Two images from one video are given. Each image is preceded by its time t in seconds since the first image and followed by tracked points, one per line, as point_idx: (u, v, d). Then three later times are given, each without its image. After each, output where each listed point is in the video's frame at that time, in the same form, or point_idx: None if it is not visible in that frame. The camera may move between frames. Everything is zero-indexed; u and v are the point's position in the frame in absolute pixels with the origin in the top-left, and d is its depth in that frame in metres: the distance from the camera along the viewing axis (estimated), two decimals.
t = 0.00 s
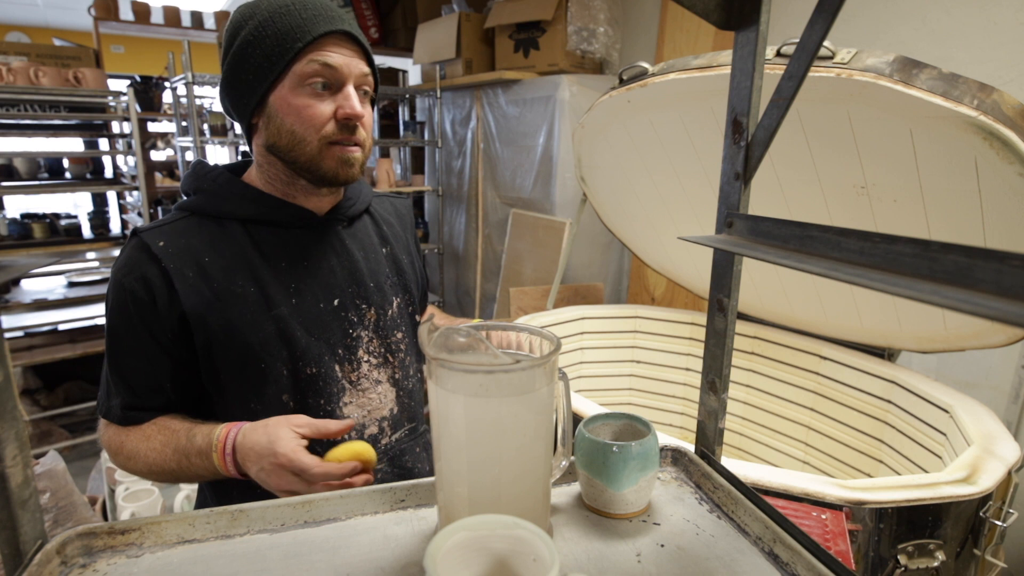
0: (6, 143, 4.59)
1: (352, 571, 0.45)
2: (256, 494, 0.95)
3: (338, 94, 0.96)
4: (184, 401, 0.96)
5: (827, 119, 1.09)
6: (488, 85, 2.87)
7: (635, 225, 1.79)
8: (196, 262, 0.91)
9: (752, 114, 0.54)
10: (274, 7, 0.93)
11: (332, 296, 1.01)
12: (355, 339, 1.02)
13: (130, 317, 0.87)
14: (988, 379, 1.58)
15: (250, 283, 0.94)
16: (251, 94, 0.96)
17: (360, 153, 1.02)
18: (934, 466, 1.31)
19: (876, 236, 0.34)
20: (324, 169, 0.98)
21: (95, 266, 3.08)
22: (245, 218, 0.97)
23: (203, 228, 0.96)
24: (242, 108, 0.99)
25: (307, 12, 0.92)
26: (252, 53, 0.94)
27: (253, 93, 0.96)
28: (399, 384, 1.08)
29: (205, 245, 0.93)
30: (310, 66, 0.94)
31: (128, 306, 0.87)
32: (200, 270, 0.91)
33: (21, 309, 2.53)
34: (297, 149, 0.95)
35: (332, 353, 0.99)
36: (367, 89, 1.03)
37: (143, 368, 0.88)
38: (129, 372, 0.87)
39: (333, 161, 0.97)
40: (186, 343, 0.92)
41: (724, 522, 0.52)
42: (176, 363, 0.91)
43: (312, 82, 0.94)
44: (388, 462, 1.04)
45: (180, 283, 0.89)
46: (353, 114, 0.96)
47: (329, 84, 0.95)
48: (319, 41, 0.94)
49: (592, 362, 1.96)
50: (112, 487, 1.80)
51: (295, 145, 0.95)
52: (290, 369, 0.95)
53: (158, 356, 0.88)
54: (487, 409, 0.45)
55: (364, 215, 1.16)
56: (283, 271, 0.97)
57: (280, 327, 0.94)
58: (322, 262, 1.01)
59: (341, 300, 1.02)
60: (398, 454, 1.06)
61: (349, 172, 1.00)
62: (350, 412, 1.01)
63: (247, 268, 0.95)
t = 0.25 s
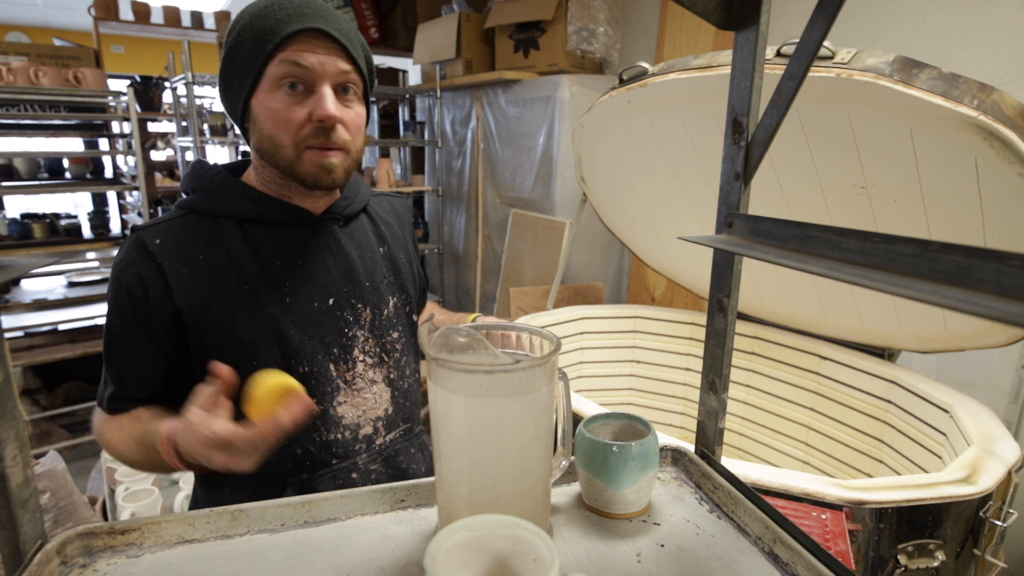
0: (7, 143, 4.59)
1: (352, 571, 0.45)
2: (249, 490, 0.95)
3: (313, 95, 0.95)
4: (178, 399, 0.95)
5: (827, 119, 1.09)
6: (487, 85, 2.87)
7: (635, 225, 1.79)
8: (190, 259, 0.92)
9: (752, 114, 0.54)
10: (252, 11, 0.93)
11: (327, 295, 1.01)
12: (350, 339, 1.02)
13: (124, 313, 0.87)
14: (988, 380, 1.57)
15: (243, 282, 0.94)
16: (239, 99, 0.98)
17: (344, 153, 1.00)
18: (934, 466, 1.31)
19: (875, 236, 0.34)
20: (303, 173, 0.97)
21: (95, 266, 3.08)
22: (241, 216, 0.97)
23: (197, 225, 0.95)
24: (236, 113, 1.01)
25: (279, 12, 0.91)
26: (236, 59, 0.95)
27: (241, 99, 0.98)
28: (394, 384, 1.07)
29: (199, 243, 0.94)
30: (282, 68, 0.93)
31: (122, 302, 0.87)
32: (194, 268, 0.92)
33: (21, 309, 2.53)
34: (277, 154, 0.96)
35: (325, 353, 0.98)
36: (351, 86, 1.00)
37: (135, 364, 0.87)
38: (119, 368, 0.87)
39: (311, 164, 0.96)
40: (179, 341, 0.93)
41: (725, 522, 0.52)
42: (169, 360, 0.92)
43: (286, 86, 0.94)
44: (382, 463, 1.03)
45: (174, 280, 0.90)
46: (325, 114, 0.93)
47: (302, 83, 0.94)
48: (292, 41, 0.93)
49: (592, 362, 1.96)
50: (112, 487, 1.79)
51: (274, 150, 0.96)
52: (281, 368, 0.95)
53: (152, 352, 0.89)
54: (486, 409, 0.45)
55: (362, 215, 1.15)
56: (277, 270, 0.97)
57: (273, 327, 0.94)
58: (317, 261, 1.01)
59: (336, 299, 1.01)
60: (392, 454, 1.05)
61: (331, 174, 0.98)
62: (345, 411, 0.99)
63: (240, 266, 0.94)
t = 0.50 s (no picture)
0: (7, 143, 4.59)
1: (352, 571, 0.45)
2: (245, 483, 0.95)
3: (305, 90, 0.95)
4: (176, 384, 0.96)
5: (827, 119, 1.09)
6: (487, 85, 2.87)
7: (635, 225, 1.79)
8: (191, 247, 0.92)
9: (752, 114, 0.54)
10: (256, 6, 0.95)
11: (326, 291, 1.00)
12: (349, 335, 1.01)
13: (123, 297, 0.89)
14: (988, 380, 1.58)
15: (243, 273, 0.94)
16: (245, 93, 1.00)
17: (337, 149, 0.99)
18: (934, 466, 1.31)
19: (875, 236, 0.34)
20: (294, 167, 0.96)
21: (95, 266, 3.07)
22: (244, 207, 0.97)
23: (200, 213, 0.96)
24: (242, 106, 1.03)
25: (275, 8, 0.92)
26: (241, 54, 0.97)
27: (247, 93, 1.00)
28: (391, 381, 1.07)
29: (200, 232, 0.94)
30: (276, 62, 0.94)
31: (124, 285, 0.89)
32: (195, 256, 0.92)
33: (21, 309, 2.53)
34: (269, 147, 0.97)
35: (323, 348, 0.98)
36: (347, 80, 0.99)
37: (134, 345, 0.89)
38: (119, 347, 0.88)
39: (300, 156, 0.95)
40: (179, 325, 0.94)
41: (724, 522, 0.52)
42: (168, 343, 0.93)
43: (281, 80, 0.95)
44: (378, 460, 1.03)
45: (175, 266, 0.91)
46: (315, 108, 0.93)
47: (295, 77, 0.95)
48: (285, 35, 0.93)
49: (592, 362, 1.96)
50: (112, 488, 1.80)
51: (268, 144, 0.97)
52: (277, 363, 0.95)
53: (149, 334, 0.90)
54: (487, 409, 0.45)
55: (365, 210, 1.15)
56: (277, 263, 0.97)
57: (271, 320, 0.94)
58: (317, 256, 1.01)
59: (335, 294, 1.01)
60: (389, 450, 1.05)
61: (322, 169, 0.97)
62: (342, 408, 0.99)
63: (240, 258, 0.95)
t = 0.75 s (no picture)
0: (7, 143, 4.59)
1: (352, 571, 0.45)
2: (248, 483, 0.95)
3: (314, 101, 0.95)
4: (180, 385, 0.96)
5: (827, 118, 1.09)
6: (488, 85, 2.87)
7: (635, 225, 1.79)
8: (197, 247, 0.92)
9: (752, 114, 0.54)
10: (263, 12, 0.94)
11: (332, 291, 1.01)
12: (354, 334, 1.01)
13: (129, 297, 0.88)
14: (988, 380, 1.57)
15: (249, 274, 0.94)
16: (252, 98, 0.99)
17: (344, 158, 0.99)
18: (934, 466, 1.31)
19: (875, 236, 0.34)
20: (302, 175, 0.97)
21: (95, 266, 3.07)
22: (250, 208, 0.97)
23: (205, 214, 0.96)
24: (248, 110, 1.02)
25: (284, 18, 0.91)
26: (248, 60, 0.97)
27: (254, 99, 0.99)
28: (394, 380, 1.07)
29: (206, 233, 0.94)
30: (285, 72, 0.93)
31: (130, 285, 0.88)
32: (201, 256, 0.92)
33: (21, 309, 2.53)
34: (277, 155, 0.97)
35: (328, 348, 0.98)
36: (355, 90, 0.99)
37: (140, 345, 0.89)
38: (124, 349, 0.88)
39: (309, 166, 0.96)
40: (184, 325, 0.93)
41: (724, 522, 0.52)
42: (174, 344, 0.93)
43: (289, 90, 0.94)
44: (382, 459, 1.03)
45: (181, 266, 0.91)
46: (324, 121, 0.93)
47: (304, 87, 0.94)
48: (294, 45, 0.92)
49: (592, 362, 1.96)
50: (112, 488, 1.80)
51: (276, 152, 0.97)
52: (283, 362, 0.95)
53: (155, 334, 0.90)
54: (487, 409, 0.45)
55: (369, 212, 1.15)
56: (283, 264, 0.97)
57: (277, 320, 0.95)
58: (323, 256, 1.01)
59: (341, 295, 1.01)
60: (392, 449, 1.05)
61: (330, 179, 0.98)
62: (346, 407, 0.99)
63: (246, 258, 0.95)
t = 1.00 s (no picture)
0: (7, 143, 4.59)
1: (352, 571, 0.45)
2: (257, 481, 0.94)
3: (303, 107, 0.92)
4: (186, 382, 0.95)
5: (827, 119, 1.09)
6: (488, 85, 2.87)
7: (635, 225, 1.79)
8: (208, 246, 0.92)
9: (752, 114, 0.54)
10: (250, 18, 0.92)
11: (340, 289, 1.01)
12: (362, 332, 1.02)
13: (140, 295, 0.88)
14: (988, 380, 1.57)
15: (259, 272, 0.94)
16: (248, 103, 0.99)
17: (339, 160, 0.98)
18: (934, 466, 1.31)
19: (875, 236, 0.34)
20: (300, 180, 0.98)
21: (95, 266, 3.07)
22: (259, 206, 0.97)
23: (215, 214, 0.96)
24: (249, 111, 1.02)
25: (268, 24, 0.89)
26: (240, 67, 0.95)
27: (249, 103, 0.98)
28: (401, 377, 1.07)
29: (216, 232, 0.94)
30: (272, 80, 0.91)
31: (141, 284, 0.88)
32: (212, 254, 0.92)
33: (21, 309, 2.53)
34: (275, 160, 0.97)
35: (337, 345, 0.98)
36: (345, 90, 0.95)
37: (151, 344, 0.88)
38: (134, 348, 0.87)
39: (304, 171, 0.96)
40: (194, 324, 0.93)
41: (724, 522, 0.52)
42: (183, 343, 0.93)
43: (278, 97, 0.92)
44: (388, 455, 1.03)
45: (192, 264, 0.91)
46: (313, 129, 0.91)
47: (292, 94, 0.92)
48: (280, 52, 0.89)
49: (592, 362, 1.96)
50: (112, 488, 1.80)
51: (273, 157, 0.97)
52: (294, 359, 0.95)
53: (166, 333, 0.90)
54: (487, 409, 0.45)
55: (375, 211, 1.15)
56: (293, 261, 0.97)
57: (289, 317, 0.94)
58: (331, 254, 1.01)
59: (349, 292, 1.01)
60: (398, 445, 1.05)
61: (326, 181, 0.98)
62: (354, 403, 0.99)
63: (257, 256, 0.95)
